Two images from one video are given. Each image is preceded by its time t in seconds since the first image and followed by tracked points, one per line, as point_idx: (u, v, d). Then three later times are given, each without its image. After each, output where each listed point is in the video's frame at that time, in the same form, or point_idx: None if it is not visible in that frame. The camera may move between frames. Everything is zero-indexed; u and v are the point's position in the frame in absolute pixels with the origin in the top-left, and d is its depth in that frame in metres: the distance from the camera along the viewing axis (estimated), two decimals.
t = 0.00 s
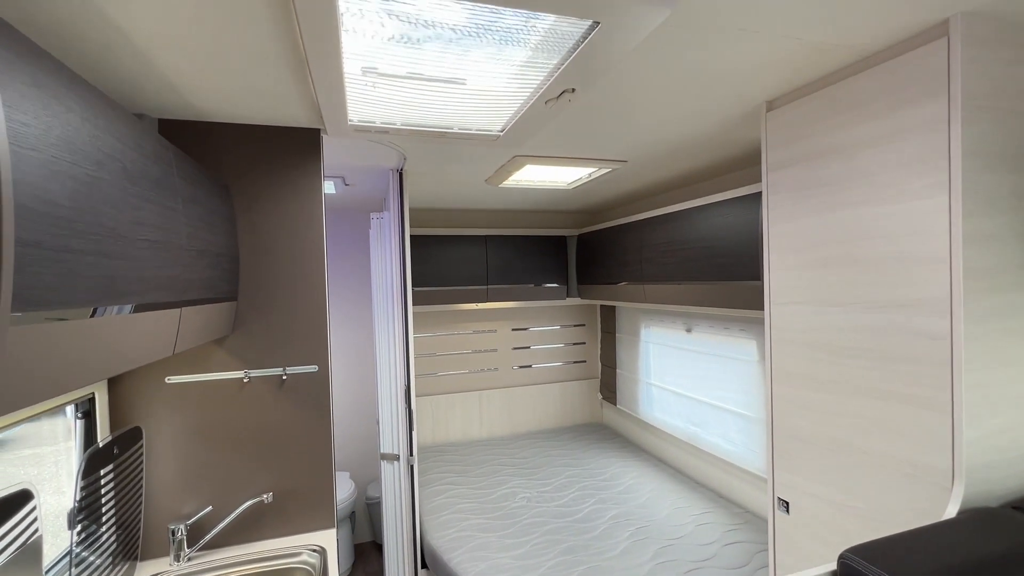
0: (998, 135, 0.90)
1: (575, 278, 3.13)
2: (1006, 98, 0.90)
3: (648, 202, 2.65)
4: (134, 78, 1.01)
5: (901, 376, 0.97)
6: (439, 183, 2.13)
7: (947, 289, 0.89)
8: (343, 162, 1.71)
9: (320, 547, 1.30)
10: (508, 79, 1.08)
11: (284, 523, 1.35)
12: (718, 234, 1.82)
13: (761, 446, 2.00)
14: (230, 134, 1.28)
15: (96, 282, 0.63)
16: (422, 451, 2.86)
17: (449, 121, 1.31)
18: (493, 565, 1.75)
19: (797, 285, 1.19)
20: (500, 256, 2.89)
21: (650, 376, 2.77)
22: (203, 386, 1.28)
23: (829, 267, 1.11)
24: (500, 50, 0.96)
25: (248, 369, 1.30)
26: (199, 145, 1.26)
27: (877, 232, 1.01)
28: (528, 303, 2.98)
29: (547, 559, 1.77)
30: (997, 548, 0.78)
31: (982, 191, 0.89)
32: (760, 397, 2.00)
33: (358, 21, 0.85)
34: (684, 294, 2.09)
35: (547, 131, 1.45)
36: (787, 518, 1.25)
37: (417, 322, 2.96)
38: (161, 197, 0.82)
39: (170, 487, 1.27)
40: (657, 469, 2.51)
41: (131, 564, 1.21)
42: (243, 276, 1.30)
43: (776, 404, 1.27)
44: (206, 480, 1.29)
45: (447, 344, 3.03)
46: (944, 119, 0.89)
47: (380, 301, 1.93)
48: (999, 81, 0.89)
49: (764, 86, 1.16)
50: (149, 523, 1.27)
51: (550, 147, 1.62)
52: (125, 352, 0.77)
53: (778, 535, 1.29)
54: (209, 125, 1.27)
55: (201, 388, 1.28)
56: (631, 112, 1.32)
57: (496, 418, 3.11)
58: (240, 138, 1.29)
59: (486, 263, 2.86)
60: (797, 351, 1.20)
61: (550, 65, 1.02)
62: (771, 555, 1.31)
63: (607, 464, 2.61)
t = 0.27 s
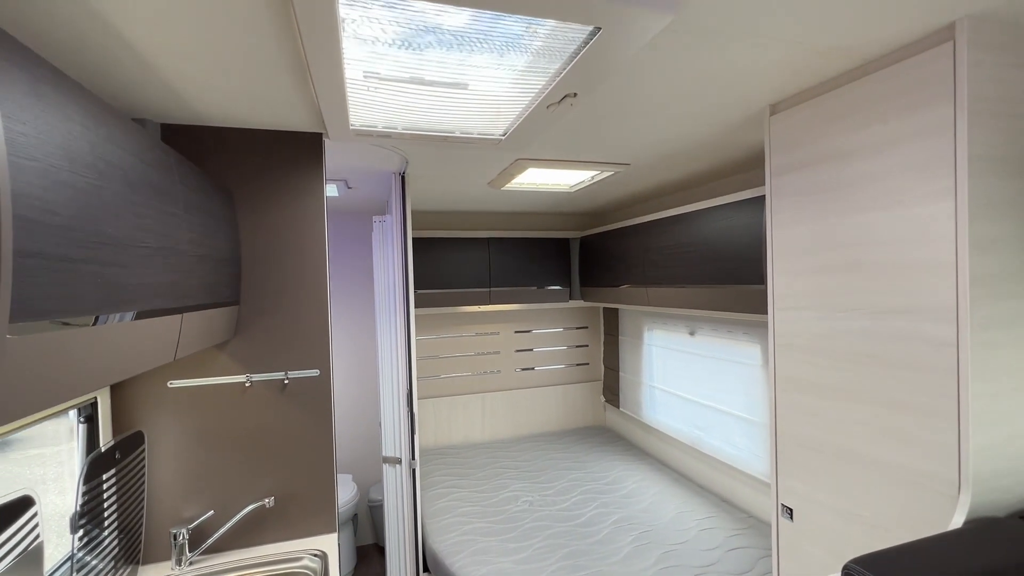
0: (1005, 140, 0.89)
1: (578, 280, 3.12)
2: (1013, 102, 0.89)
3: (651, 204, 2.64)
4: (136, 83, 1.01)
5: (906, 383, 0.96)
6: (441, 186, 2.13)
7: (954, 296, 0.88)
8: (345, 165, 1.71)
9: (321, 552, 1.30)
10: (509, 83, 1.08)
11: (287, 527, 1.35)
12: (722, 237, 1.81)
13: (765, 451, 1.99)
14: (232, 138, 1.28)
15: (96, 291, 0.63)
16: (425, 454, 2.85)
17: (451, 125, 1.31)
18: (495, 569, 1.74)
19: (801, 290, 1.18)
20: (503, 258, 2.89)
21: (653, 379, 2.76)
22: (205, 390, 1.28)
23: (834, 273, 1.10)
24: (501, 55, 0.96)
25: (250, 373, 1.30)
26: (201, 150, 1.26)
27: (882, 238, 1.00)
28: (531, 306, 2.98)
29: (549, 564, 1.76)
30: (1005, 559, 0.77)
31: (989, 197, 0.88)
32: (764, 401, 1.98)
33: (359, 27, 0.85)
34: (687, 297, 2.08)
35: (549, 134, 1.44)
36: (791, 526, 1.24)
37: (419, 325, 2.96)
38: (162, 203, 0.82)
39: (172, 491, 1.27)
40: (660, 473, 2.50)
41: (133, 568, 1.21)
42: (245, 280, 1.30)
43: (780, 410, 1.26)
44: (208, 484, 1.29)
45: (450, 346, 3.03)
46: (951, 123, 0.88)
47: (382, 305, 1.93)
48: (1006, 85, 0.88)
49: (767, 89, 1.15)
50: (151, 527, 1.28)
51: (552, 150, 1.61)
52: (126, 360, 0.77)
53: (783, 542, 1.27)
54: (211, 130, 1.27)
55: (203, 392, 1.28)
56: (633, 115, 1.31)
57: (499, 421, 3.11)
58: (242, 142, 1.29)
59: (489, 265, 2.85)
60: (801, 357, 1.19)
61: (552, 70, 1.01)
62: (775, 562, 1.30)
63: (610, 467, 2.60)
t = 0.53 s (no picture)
0: (1017, 144, 0.87)
1: (582, 283, 3.11)
2: None
3: (656, 207, 2.63)
4: (139, 89, 1.01)
5: (916, 391, 0.94)
6: (445, 189, 2.12)
7: (965, 302, 0.86)
8: (348, 169, 1.71)
9: (324, 557, 1.29)
10: (513, 87, 1.07)
11: (290, 532, 1.35)
12: (727, 240, 1.80)
13: (771, 456, 1.97)
14: (235, 143, 1.28)
15: (96, 298, 0.62)
16: (428, 457, 2.85)
17: (454, 129, 1.30)
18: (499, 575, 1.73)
19: (808, 295, 1.17)
20: (507, 261, 2.88)
21: (657, 383, 2.74)
22: (208, 395, 1.28)
23: (842, 278, 1.08)
24: (504, 59, 0.95)
25: (253, 378, 1.30)
26: (205, 155, 1.26)
27: (891, 243, 0.98)
28: (535, 309, 2.97)
29: (553, 569, 1.75)
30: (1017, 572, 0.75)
31: (1001, 202, 0.86)
32: (770, 406, 1.97)
33: (360, 32, 0.85)
34: (692, 301, 2.07)
35: (553, 138, 1.44)
36: (798, 534, 1.23)
37: (423, 327, 2.96)
38: (164, 209, 0.82)
39: (175, 495, 1.27)
40: (665, 477, 2.49)
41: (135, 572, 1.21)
42: (249, 285, 1.30)
43: (786, 417, 1.25)
44: (211, 489, 1.29)
45: (454, 349, 3.02)
46: (960, 127, 0.86)
47: (386, 308, 1.92)
48: (1017, 88, 0.87)
49: (772, 93, 1.14)
50: (154, 532, 1.27)
51: (556, 153, 1.61)
52: (125, 367, 0.77)
53: (789, 550, 1.26)
54: (215, 134, 1.27)
55: (206, 396, 1.28)
56: (637, 119, 1.30)
57: (502, 424, 3.10)
58: (246, 147, 1.29)
59: (492, 268, 2.85)
60: (808, 363, 1.17)
61: (555, 75, 1.01)
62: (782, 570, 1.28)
63: (614, 471, 2.59)
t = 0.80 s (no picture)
0: None
1: (586, 285, 3.08)
2: None
3: (661, 209, 2.61)
4: (140, 93, 1.00)
5: (929, 400, 0.92)
6: (449, 192, 2.11)
7: (981, 309, 0.84)
8: (352, 172, 1.70)
9: (326, 565, 1.31)
10: (517, 90, 1.05)
11: (292, 539, 1.33)
12: (734, 243, 1.77)
13: (779, 462, 1.94)
14: (237, 147, 1.28)
15: (92, 306, 0.61)
16: (432, 460, 2.84)
17: (457, 132, 1.29)
18: None
19: (817, 300, 1.15)
20: (511, 263, 2.87)
21: (663, 387, 2.72)
22: (209, 400, 1.27)
23: (853, 283, 1.06)
24: (507, 62, 0.94)
25: (255, 383, 1.29)
26: (207, 158, 1.26)
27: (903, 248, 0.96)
28: (539, 311, 2.95)
29: None
30: None
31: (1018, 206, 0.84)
32: (779, 411, 1.94)
33: (361, 35, 0.84)
34: (698, 304, 2.05)
35: (557, 140, 1.42)
36: (807, 543, 1.21)
37: (427, 330, 2.95)
38: (163, 215, 0.81)
39: (177, 501, 1.26)
40: (671, 482, 2.46)
41: None
42: (251, 289, 1.29)
43: (795, 424, 1.23)
44: (213, 495, 1.28)
45: (458, 352, 3.01)
46: (975, 129, 0.84)
47: (389, 311, 1.91)
48: None
49: (780, 94, 1.12)
50: (156, 538, 1.26)
51: (561, 156, 1.59)
52: (124, 376, 0.76)
53: (799, 560, 1.24)
54: (217, 138, 1.26)
55: (208, 402, 1.27)
56: (643, 121, 1.29)
57: (506, 427, 3.09)
58: (248, 151, 1.29)
59: (496, 270, 2.84)
60: (818, 370, 1.15)
61: (559, 77, 0.99)
62: None
63: (619, 475, 2.56)
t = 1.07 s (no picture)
0: None
1: (592, 289, 3.06)
2: None
3: (668, 212, 2.58)
4: (142, 99, 1.00)
5: (947, 411, 0.89)
6: (453, 196, 2.10)
7: (1001, 319, 0.81)
8: (355, 176, 1.69)
9: None
10: (522, 94, 1.04)
11: (295, 548, 1.32)
12: (743, 248, 1.75)
13: (789, 470, 1.91)
14: (241, 153, 1.27)
15: (88, 318, 0.60)
16: (437, 465, 2.82)
17: (462, 136, 1.27)
18: None
19: (830, 307, 1.12)
20: (516, 267, 2.85)
21: (670, 391, 2.69)
22: (212, 407, 1.26)
23: (867, 291, 1.04)
24: (512, 66, 0.92)
25: (258, 390, 1.28)
26: (210, 164, 1.25)
27: (920, 255, 0.94)
28: (544, 315, 2.93)
29: None
30: None
31: None
32: (788, 418, 1.91)
33: (363, 40, 0.83)
34: (706, 309, 2.02)
35: (562, 144, 1.40)
36: (819, 556, 1.18)
37: (432, 333, 2.94)
38: (163, 224, 0.80)
39: (179, 509, 1.25)
40: (678, 489, 2.43)
41: None
42: (253, 296, 1.28)
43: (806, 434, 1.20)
44: (216, 503, 1.27)
45: (463, 356, 3.00)
46: (995, 133, 0.82)
47: (394, 316, 1.90)
48: None
49: (790, 97, 1.10)
50: (157, 547, 1.25)
51: (566, 159, 1.57)
52: (123, 386, 0.76)
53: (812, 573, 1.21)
54: (220, 144, 1.26)
55: (210, 409, 1.26)
56: (650, 125, 1.27)
57: (512, 431, 3.07)
58: (251, 157, 1.28)
59: (501, 274, 2.82)
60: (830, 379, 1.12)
61: (565, 81, 0.98)
62: None
63: (626, 481, 2.54)
